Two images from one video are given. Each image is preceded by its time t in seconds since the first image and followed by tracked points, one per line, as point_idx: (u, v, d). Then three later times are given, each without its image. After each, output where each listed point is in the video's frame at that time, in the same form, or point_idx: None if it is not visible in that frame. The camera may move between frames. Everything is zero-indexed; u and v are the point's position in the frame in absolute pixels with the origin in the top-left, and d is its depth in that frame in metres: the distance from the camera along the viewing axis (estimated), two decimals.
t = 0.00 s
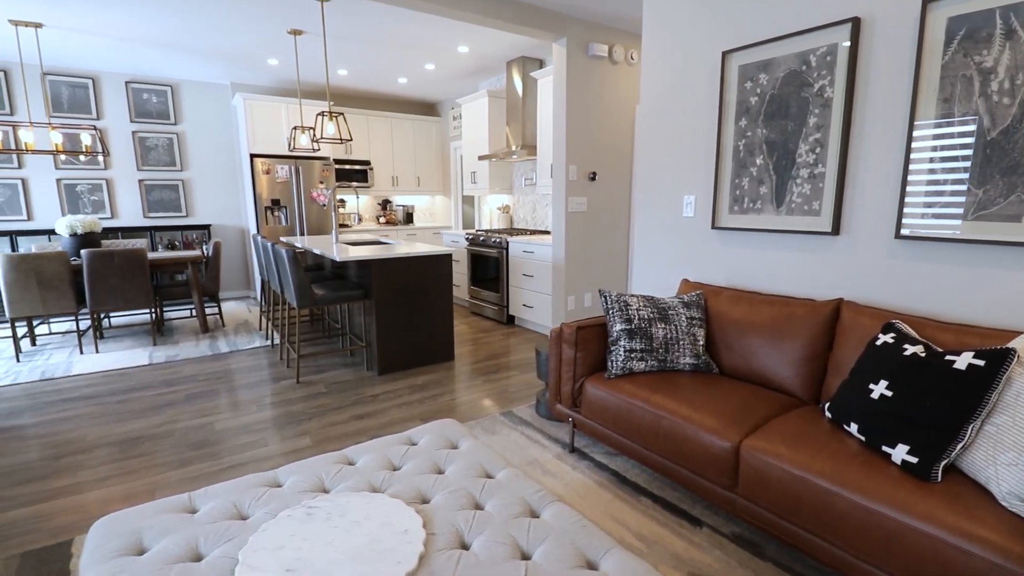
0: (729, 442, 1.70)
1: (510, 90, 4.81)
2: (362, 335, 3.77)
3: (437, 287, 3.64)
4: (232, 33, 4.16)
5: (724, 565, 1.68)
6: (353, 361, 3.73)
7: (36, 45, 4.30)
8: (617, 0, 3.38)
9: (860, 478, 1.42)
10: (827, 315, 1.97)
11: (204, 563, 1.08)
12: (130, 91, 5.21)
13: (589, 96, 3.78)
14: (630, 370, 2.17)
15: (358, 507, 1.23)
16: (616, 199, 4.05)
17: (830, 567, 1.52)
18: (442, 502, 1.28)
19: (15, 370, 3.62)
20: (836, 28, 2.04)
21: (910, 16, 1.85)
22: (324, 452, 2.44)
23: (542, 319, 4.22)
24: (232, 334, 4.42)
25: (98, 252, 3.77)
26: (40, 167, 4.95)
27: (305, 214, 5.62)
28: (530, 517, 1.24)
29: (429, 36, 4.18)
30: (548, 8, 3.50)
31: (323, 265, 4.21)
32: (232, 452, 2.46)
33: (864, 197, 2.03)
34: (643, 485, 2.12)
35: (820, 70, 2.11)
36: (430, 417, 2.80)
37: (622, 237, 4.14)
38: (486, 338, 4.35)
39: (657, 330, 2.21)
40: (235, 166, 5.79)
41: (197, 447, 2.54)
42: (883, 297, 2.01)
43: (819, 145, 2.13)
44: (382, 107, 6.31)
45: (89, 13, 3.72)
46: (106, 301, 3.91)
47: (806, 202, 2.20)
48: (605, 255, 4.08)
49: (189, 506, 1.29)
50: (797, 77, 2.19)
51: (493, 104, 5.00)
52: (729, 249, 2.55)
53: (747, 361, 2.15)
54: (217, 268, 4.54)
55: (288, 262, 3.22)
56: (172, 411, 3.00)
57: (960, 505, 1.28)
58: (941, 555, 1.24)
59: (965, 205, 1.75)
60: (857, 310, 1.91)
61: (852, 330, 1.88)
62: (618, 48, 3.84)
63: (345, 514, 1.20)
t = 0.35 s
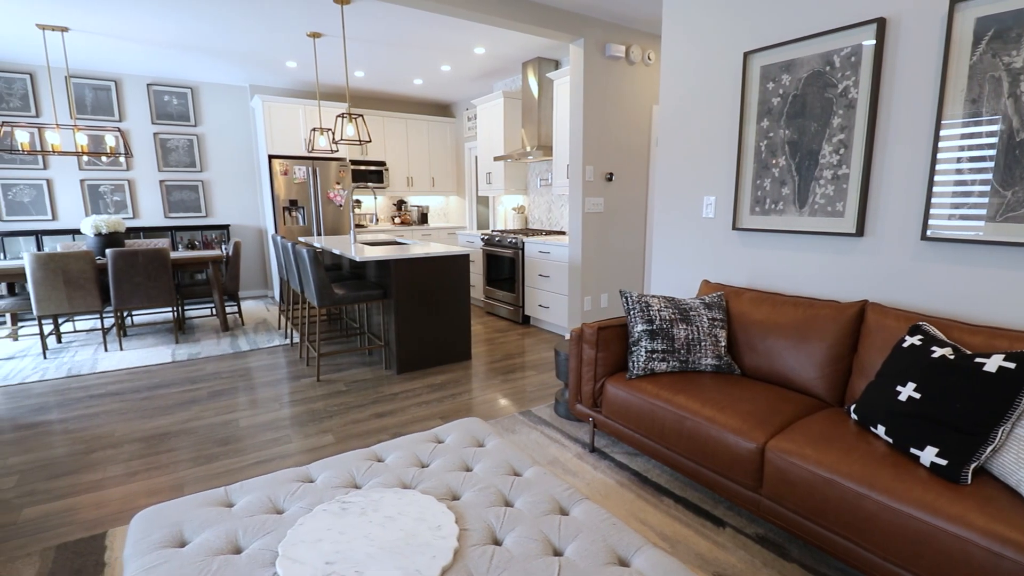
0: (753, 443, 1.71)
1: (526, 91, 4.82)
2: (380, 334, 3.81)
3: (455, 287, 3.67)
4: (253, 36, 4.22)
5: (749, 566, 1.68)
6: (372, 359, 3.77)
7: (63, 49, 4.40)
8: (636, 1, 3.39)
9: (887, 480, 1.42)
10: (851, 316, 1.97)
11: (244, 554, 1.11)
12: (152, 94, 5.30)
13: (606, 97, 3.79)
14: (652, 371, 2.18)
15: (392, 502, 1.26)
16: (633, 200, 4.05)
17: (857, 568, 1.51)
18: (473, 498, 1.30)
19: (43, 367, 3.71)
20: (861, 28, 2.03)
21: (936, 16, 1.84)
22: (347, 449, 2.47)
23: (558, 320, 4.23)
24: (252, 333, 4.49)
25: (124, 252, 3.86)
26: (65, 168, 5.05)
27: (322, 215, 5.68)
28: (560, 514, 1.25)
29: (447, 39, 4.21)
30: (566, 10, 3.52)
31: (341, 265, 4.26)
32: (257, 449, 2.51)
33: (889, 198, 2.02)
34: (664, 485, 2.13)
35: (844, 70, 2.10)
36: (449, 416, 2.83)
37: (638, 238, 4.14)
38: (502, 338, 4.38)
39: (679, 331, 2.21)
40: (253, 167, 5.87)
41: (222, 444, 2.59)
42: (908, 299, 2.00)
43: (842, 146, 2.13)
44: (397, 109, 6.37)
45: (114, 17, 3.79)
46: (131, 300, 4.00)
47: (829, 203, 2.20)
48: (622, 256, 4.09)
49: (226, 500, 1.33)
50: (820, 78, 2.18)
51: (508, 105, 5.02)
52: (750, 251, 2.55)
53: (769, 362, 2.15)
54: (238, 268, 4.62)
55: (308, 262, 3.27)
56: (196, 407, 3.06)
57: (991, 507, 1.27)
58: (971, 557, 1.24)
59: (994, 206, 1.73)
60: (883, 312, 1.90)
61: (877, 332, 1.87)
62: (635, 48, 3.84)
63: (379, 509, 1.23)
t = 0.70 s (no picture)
0: (782, 444, 1.71)
1: (543, 92, 4.84)
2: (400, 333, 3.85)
3: (475, 287, 3.69)
4: (276, 38, 4.28)
5: (778, 567, 1.68)
6: (392, 358, 3.82)
7: (92, 52, 4.51)
8: (657, 2, 3.39)
9: (921, 482, 1.41)
10: (880, 318, 1.96)
11: (289, 546, 1.14)
12: (176, 96, 5.40)
13: (626, 98, 3.79)
14: (676, 371, 2.18)
15: (429, 498, 1.28)
16: (652, 201, 4.05)
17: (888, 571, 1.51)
18: (507, 495, 1.33)
19: (73, 363, 3.80)
20: (890, 28, 2.02)
21: (969, 15, 1.82)
22: (371, 447, 2.51)
23: (576, 320, 4.24)
24: (273, 331, 4.56)
25: (151, 251, 3.95)
26: (92, 169, 5.17)
27: (341, 215, 5.74)
28: (594, 512, 1.27)
29: (467, 40, 4.25)
30: (586, 11, 3.53)
31: (361, 265, 4.31)
32: (284, 446, 2.55)
33: (918, 199, 2.00)
34: (689, 486, 2.14)
35: (873, 70, 2.09)
36: (471, 415, 2.86)
37: (657, 238, 4.13)
38: (520, 338, 4.40)
39: (704, 332, 2.22)
40: (273, 168, 5.96)
41: (249, 440, 2.64)
42: (938, 301, 1.98)
43: (870, 146, 2.12)
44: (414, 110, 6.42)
45: (142, 20, 3.87)
46: (157, 298, 4.09)
47: (856, 204, 2.19)
48: (640, 257, 4.08)
49: (267, 493, 1.36)
50: (847, 78, 2.17)
51: (526, 106, 5.04)
52: (775, 251, 2.54)
53: (795, 363, 2.15)
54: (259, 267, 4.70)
55: (332, 261, 3.32)
56: (223, 404, 3.12)
57: None
58: (1008, 560, 1.23)
59: None
60: (912, 314, 1.89)
61: (907, 334, 1.86)
62: (655, 49, 3.83)
63: (416, 504, 1.26)
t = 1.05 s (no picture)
0: (811, 446, 1.70)
1: (561, 92, 4.85)
2: (419, 332, 3.88)
3: (494, 287, 3.72)
4: (297, 41, 4.34)
5: (806, 569, 1.68)
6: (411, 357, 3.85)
7: (119, 56, 4.61)
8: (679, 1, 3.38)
9: (955, 485, 1.40)
10: (909, 320, 1.94)
11: (330, 538, 1.17)
12: (198, 98, 5.50)
13: (646, 98, 3.79)
14: (701, 372, 2.18)
15: (463, 493, 1.30)
16: (671, 201, 4.04)
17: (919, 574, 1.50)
18: (540, 492, 1.34)
19: (100, 360, 3.89)
20: (921, 27, 2.00)
21: (1002, 14, 1.80)
22: (395, 444, 2.54)
23: (593, 320, 4.25)
24: (294, 330, 4.63)
25: (176, 250, 4.03)
26: (117, 169, 5.28)
27: (359, 215, 5.80)
28: (627, 510, 1.28)
29: (486, 41, 4.27)
30: (607, 11, 3.54)
31: (381, 264, 4.36)
32: (309, 443, 2.59)
33: (948, 199, 1.98)
34: (713, 487, 2.14)
35: (902, 70, 2.07)
36: (491, 414, 2.88)
37: (676, 239, 4.12)
38: (537, 338, 4.41)
39: (728, 332, 2.21)
40: (292, 169, 6.04)
41: (275, 436, 2.69)
42: (968, 303, 1.96)
43: (899, 146, 2.10)
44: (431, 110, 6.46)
45: (169, 24, 3.95)
46: (181, 296, 4.17)
47: (884, 205, 2.17)
48: (659, 257, 4.08)
49: (303, 487, 1.39)
50: (876, 78, 2.15)
51: (543, 106, 5.05)
52: (799, 252, 2.53)
53: (822, 365, 2.14)
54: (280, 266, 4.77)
55: (354, 261, 3.36)
56: (248, 400, 3.17)
57: None
58: None
59: None
60: (943, 316, 1.87)
61: (938, 336, 1.84)
62: (675, 48, 3.82)
63: (451, 499, 1.28)
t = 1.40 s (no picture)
0: (839, 448, 1.69)
1: (578, 92, 4.85)
2: (438, 332, 3.92)
3: (513, 287, 3.73)
4: (318, 43, 4.40)
5: (833, 571, 1.67)
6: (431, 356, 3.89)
7: (145, 59, 4.71)
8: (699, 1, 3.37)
9: (988, 488, 1.38)
10: (938, 321, 1.92)
11: (365, 532, 1.19)
12: (220, 100, 5.59)
13: (665, 98, 3.78)
14: (724, 373, 2.17)
15: (493, 490, 1.32)
16: (689, 201, 4.02)
17: None
18: (569, 489, 1.35)
19: (126, 356, 3.98)
20: (951, 25, 1.98)
21: None
22: (417, 442, 2.57)
23: (611, 321, 4.24)
24: (313, 329, 4.69)
25: (199, 250, 4.11)
26: (141, 170, 5.39)
27: (376, 215, 5.86)
28: (658, 509, 1.29)
29: (504, 42, 4.29)
30: (626, 11, 3.53)
31: (399, 264, 4.40)
32: (333, 440, 2.63)
33: (978, 200, 1.96)
34: (736, 488, 2.13)
35: (930, 69, 2.05)
36: (511, 413, 2.90)
37: (694, 239, 4.11)
38: (554, 338, 4.42)
39: (752, 333, 2.21)
40: (311, 169, 6.12)
41: (298, 433, 2.73)
42: (1000, 305, 1.93)
43: (927, 146, 2.07)
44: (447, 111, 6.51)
45: (194, 28, 4.03)
46: (205, 295, 4.25)
47: (912, 205, 2.14)
48: (677, 257, 4.06)
49: (335, 482, 1.42)
50: (903, 77, 2.13)
51: (560, 106, 5.06)
52: (823, 253, 2.51)
53: (848, 366, 2.12)
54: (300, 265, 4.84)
55: (374, 260, 3.40)
56: (272, 397, 3.23)
57: None
58: None
59: None
60: (973, 318, 1.84)
61: (968, 338, 1.82)
62: (695, 48, 3.81)
63: (482, 495, 1.30)
